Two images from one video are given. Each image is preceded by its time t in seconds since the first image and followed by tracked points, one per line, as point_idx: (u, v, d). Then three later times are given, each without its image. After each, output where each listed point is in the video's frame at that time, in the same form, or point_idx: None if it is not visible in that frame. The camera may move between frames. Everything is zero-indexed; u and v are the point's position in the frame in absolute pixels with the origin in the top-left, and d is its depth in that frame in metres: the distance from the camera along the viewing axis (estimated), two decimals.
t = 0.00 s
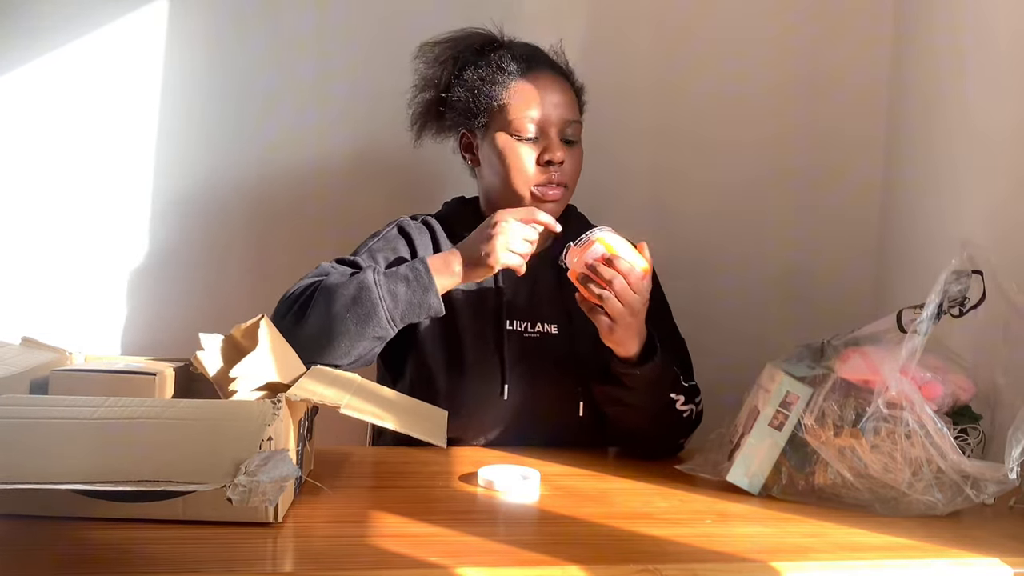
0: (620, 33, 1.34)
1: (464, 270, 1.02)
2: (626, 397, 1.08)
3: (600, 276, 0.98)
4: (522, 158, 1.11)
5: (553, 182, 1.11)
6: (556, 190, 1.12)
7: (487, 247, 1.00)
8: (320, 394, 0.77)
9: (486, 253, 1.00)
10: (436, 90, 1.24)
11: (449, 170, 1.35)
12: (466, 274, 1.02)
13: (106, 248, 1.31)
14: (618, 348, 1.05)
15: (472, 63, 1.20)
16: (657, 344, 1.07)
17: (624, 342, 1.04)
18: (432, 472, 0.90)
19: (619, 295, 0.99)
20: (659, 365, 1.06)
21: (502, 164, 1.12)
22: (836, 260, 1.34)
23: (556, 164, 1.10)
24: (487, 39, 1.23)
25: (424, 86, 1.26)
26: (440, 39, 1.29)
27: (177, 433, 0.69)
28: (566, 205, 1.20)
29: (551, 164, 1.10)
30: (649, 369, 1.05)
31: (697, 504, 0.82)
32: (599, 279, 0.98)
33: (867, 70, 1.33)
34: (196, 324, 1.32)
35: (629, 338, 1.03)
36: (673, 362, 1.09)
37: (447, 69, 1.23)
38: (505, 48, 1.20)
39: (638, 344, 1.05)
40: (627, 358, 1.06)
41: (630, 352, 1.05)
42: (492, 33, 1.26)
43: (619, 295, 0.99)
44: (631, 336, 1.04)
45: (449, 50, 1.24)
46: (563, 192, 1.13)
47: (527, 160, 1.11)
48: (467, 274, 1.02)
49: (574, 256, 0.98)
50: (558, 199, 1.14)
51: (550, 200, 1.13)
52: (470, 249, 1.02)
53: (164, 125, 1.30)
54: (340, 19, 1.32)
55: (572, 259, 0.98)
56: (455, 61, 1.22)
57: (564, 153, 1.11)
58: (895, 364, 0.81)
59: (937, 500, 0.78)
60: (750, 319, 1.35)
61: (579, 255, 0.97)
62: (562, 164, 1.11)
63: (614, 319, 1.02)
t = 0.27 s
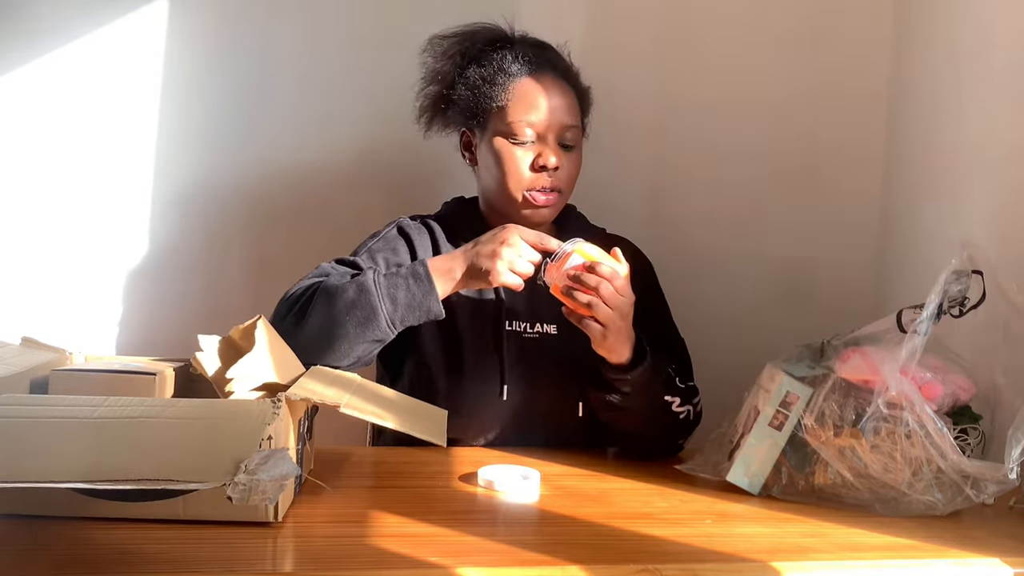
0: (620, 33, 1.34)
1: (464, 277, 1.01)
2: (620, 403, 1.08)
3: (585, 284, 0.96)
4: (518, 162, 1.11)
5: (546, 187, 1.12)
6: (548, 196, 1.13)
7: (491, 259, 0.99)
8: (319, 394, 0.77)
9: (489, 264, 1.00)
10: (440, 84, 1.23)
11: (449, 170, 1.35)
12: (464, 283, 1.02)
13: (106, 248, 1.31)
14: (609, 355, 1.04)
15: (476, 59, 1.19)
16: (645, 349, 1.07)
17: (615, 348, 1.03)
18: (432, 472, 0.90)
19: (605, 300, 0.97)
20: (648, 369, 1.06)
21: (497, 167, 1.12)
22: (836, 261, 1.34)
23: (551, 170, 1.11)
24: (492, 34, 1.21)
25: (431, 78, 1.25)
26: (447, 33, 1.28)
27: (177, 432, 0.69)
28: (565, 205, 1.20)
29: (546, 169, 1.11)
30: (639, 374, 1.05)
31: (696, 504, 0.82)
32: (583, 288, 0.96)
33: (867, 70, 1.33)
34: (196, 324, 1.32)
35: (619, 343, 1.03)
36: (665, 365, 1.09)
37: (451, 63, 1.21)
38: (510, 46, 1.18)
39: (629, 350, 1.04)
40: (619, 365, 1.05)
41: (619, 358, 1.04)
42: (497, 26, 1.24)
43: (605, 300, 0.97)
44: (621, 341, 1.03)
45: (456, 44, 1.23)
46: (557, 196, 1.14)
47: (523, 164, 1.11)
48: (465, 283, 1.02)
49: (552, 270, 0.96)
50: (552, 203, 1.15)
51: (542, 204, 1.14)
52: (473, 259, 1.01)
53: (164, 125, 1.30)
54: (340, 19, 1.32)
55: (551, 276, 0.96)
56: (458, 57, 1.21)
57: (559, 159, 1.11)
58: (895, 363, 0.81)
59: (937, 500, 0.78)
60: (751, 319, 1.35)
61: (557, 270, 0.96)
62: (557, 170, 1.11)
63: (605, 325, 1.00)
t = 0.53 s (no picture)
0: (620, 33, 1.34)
1: (464, 273, 1.01)
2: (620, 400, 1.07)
3: (588, 273, 0.98)
4: (519, 167, 1.11)
5: (547, 191, 1.12)
6: (548, 200, 1.13)
7: (492, 251, 1.00)
8: (319, 394, 0.77)
9: (489, 257, 1.00)
10: (439, 84, 1.23)
11: (449, 171, 1.35)
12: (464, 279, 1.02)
13: (106, 248, 1.31)
14: (609, 349, 1.04)
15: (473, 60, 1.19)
16: (645, 344, 1.07)
17: (616, 343, 1.03)
18: (432, 472, 0.90)
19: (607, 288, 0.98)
20: (648, 364, 1.05)
21: (498, 172, 1.12)
22: (835, 261, 1.34)
23: (551, 174, 1.11)
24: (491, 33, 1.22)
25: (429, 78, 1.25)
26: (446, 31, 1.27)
27: (177, 432, 0.69)
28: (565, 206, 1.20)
29: (547, 174, 1.10)
30: (639, 370, 1.05)
31: (696, 504, 0.82)
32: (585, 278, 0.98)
33: (868, 70, 1.33)
34: (195, 324, 1.33)
35: (619, 341, 1.03)
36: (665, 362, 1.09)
37: (449, 64, 1.21)
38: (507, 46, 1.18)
39: (629, 344, 1.04)
40: (619, 361, 1.05)
41: (620, 352, 1.04)
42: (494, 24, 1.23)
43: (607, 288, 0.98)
44: (620, 337, 1.03)
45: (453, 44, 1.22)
46: (558, 200, 1.14)
47: (523, 169, 1.11)
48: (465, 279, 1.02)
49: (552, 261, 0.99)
50: (552, 207, 1.14)
51: (542, 208, 1.14)
52: (473, 254, 1.01)
53: (164, 125, 1.30)
54: (340, 19, 1.32)
55: (552, 267, 0.99)
56: (457, 57, 1.21)
57: (560, 163, 1.11)
58: (895, 363, 0.81)
59: (937, 500, 0.79)
60: (750, 319, 1.35)
61: (557, 263, 0.98)
62: (557, 174, 1.11)
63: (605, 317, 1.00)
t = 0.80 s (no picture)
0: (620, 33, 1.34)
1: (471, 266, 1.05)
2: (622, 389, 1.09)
3: (589, 250, 1.02)
4: (525, 183, 1.11)
5: (553, 204, 1.13)
6: (555, 212, 1.14)
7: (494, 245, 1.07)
8: (320, 394, 0.77)
9: (491, 252, 1.06)
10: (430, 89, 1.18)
11: (449, 171, 1.35)
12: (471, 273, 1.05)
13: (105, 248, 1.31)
14: (609, 334, 1.06)
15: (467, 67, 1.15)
16: (644, 327, 1.09)
17: (615, 326, 1.05)
18: (432, 472, 0.90)
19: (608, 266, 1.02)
20: (648, 348, 1.08)
21: (503, 186, 1.13)
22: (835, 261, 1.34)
23: (557, 188, 1.11)
24: (480, 33, 1.16)
25: (416, 82, 1.19)
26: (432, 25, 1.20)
27: (177, 432, 0.69)
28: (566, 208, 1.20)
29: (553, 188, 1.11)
30: (639, 354, 1.07)
31: (696, 504, 0.82)
32: (587, 255, 1.02)
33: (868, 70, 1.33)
34: (195, 324, 1.33)
35: (619, 323, 1.05)
36: (667, 353, 1.11)
37: (441, 70, 1.16)
38: (504, 52, 1.14)
39: (628, 329, 1.07)
40: (618, 345, 1.07)
41: (619, 336, 1.06)
42: (484, 18, 1.18)
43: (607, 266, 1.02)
44: (620, 320, 1.05)
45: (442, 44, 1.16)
46: (563, 211, 1.15)
47: (529, 184, 1.11)
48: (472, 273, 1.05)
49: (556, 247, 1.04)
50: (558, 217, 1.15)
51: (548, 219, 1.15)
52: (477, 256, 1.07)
53: (164, 126, 1.30)
54: (340, 19, 1.32)
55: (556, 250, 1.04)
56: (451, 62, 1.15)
57: (565, 178, 1.11)
58: (895, 364, 0.81)
59: (937, 500, 0.79)
60: (750, 319, 1.35)
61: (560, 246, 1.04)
62: (563, 188, 1.11)
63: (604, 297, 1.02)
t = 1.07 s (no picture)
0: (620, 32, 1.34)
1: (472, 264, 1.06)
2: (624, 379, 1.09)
3: (588, 238, 1.04)
4: (537, 204, 1.12)
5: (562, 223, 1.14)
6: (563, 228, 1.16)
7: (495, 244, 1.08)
8: (319, 394, 0.77)
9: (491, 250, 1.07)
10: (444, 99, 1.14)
11: (449, 170, 1.35)
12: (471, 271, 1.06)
13: (105, 249, 1.31)
14: (607, 322, 1.07)
15: (483, 82, 1.12)
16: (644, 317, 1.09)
17: (614, 314, 1.06)
18: (432, 472, 0.90)
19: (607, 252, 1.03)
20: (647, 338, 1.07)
21: (513, 204, 1.14)
22: (835, 260, 1.34)
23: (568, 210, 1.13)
24: (498, 45, 1.13)
25: (424, 88, 1.15)
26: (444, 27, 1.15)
27: (178, 433, 0.69)
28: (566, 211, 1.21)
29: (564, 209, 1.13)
30: (639, 342, 1.06)
31: (696, 504, 0.82)
32: (586, 243, 1.04)
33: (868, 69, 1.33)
34: (195, 325, 1.33)
35: (618, 310, 1.05)
36: (666, 348, 1.11)
37: (456, 81, 1.13)
38: (518, 64, 1.12)
39: (627, 318, 1.07)
40: (618, 335, 1.07)
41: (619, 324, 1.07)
42: (497, 18, 1.14)
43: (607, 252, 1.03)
44: (620, 307, 1.05)
45: (458, 53, 1.12)
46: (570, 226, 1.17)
47: (540, 204, 1.12)
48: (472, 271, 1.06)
49: (557, 235, 1.06)
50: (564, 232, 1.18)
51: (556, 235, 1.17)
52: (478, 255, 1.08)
53: (163, 126, 1.30)
54: (341, 19, 1.32)
55: (557, 238, 1.06)
56: (467, 73, 1.12)
57: (576, 200, 1.12)
58: (895, 364, 0.81)
59: (937, 500, 0.79)
60: (750, 318, 1.35)
61: (561, 234, 1.05)
62: (573, 210, 1.13)
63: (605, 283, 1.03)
